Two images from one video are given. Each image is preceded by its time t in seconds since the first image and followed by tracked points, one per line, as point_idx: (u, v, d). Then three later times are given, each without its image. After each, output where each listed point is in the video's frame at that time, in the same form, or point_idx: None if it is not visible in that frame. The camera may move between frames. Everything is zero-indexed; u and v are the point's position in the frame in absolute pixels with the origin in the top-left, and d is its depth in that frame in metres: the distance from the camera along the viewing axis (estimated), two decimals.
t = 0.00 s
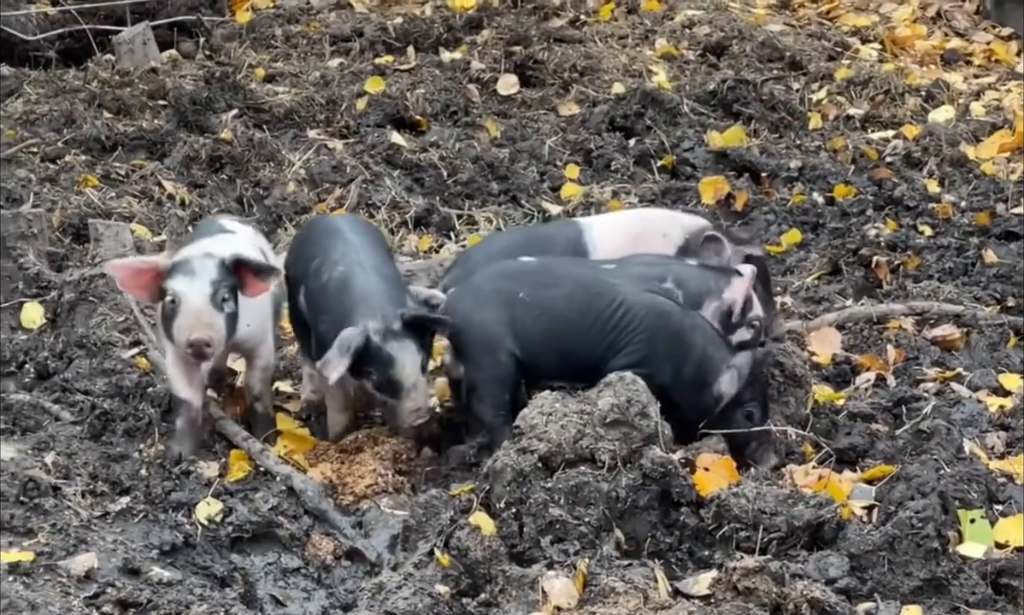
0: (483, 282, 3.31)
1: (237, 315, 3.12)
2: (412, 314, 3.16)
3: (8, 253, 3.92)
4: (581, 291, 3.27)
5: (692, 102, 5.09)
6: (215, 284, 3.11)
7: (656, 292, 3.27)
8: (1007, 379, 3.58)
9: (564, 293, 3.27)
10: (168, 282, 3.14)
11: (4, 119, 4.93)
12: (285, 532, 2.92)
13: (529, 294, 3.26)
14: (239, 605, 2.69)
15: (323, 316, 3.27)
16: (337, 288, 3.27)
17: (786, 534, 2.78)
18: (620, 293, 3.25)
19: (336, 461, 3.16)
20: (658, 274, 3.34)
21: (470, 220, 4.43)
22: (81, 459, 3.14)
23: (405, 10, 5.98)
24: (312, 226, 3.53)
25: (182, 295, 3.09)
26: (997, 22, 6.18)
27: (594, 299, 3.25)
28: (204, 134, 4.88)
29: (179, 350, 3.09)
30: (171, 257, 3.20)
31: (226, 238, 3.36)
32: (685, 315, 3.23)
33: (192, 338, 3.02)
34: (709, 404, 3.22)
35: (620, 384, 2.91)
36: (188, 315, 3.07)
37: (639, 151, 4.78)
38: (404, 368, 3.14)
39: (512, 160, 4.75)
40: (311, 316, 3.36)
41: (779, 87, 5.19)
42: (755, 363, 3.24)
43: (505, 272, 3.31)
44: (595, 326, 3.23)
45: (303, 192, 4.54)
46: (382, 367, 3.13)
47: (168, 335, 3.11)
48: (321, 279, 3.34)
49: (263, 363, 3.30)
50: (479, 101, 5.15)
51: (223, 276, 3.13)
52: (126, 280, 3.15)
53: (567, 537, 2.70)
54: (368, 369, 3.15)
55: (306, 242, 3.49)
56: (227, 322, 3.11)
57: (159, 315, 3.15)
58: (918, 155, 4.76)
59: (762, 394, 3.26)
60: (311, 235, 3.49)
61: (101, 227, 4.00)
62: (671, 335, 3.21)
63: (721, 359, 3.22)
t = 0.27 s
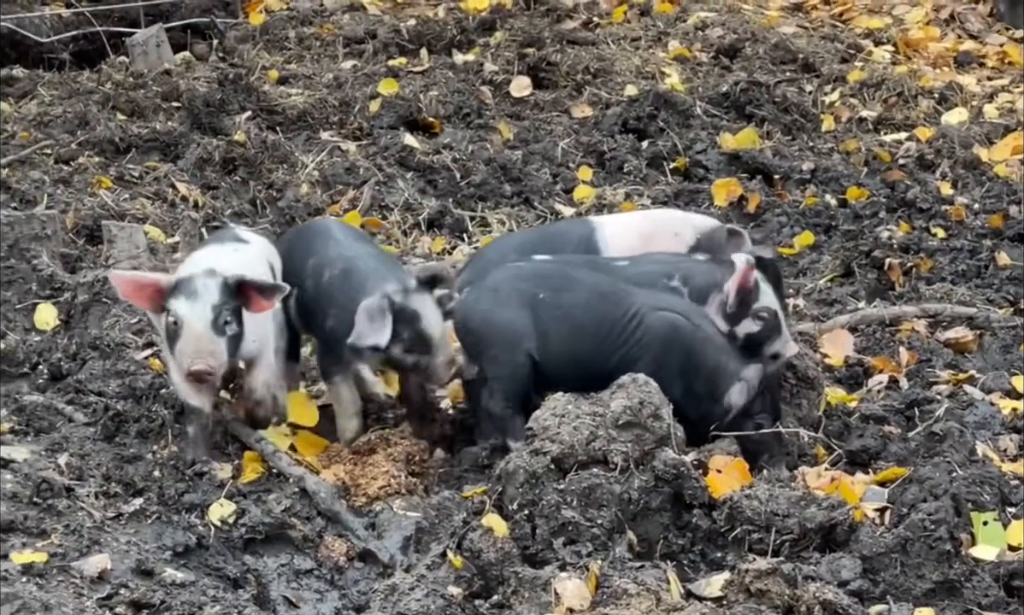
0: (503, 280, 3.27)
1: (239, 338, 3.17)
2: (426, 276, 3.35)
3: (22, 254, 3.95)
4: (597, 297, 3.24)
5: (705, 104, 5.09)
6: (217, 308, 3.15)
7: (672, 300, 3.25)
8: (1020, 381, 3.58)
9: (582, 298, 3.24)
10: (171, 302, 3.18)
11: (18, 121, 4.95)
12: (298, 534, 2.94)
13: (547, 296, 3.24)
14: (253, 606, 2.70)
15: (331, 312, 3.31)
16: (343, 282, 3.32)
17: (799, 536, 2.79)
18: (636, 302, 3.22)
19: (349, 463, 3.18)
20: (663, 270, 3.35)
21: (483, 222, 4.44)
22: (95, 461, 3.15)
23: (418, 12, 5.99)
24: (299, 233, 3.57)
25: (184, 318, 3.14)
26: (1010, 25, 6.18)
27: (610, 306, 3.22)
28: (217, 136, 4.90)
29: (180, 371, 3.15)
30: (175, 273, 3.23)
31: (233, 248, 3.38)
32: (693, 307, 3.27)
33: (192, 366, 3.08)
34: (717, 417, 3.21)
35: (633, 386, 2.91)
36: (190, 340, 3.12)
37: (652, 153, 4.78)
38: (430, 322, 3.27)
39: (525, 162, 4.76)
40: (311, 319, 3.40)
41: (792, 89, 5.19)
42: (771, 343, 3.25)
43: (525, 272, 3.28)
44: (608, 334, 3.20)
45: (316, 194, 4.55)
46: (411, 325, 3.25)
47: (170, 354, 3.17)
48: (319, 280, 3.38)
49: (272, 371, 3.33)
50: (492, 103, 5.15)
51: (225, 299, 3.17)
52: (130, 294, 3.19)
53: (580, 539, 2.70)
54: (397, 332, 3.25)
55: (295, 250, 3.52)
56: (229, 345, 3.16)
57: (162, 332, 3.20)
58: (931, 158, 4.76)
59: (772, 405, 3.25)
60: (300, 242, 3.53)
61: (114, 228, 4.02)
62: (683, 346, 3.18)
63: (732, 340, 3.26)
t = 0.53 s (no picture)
0: (520, 275, 3.33)
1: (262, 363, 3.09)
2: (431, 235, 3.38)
3: (35, 256, 3.96)
4: (611, 294, 3.27)
5: (718, 106, 5.09)
6: (239, 334, 3.06)
7: (684, 298, 3.28)
8: None
9: (595, 293, 3.27)
10: (191, 328, 3.08)
11: (31, 122, 4.97)
12: (310, 535, 2.94)
13: (561, 290, 3.29)
14: (265, 608, 2.71)
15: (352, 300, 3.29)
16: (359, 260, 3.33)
17: (811, 538, 2.79)
18: (649, 301, 3.24)
19: (362, 465, 3.18)
20: (662, 260, 3.50)
21: (495, 224, 4.45)
22: (108, 462, 3.16)
23: (431, 14, 5.99)
24: (311, 237, 3.57)
25: (206, 347, 3.05)
26: None
27: (623, 303, 3.24)
28: (230, 138, 4.91)
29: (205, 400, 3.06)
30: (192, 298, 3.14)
31: (246, 266, 3.30)
32: (701, 296, 3.35)
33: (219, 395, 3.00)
34: (733, 416, 3.20)
35: (646, 388, 2.92)
36: (213, 368, 3.03)
37: (665, 155, 4.78)
38: (442, 264, 3.25)
39: (538, 165, 4.76)
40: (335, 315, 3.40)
41: (806, 92, 5.19)
42: (774, 324, 3.39)
43: (540, 267, 3.34)
44: (620, 331, 3.23)
45: (329, 196, 4.56)
46: (421, 266, 3.23)
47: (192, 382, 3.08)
48: (339, 272, 3.38)
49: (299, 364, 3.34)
50: (505, 105, 5.16)
51: (246, 324, 3.08)
52: (148, 325, 3.09)
53: (592, 541, 2.70)
54: (410, 277, 3.23)
55: (312, 253, 3.53)
56: (253, 371, 3.07)
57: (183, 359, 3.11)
58: (944, 160, 4.76)
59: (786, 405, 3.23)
60: (314, 245, 3.54)
61: (127, 230, 4.02)
62: (695, 346, 3.19)
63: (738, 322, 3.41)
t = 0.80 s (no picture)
0: (536, 279, 3.32)
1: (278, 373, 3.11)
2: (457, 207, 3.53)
3: (47, 258, 3.97)
4: (627, 297, 3.24)
5: (729, 109, 5.09)
6: (255, 345, 3.09)
7: (701, 301, 3.25)
8: None
9: (611, 296, 3.25)
10: (207, 339, 3.10)
11: (43, 125, 4.98)
12: (321, 538, 2.95)
13: (575, 293, 3.27)
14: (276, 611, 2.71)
15: (395, 266, 3.41)
16: (394, 244, 3.44)
17: (822, 542, 2.79)
18: (666, 303, 3.22)
19: (374, 468, 3.18)
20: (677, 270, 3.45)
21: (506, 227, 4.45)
22: (119, 464, 3.17)
23: (442, 17, 6.00)
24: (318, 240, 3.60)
25: (224, 358, 3.07)
26: None
27: (637, 306, 3.22)
28: (242, 140, 4.92)
29: (221, 410, 3.09)
30: (206, 307, 3.15)
31: (256, 270, 3.31)
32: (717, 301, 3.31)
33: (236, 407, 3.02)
34: (754, 418, 3.19)
35: (657, 390, 2.91)
36: (231, 380, 3.06)
37: (676, 158, 4.78)
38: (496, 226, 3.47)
39: (549, 167, 4.77)
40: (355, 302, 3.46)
41: (817, 94, 5.19)
42: (788, 333, 3.33)
43: (555, 271, 3.33)
44: (637, 335, 3.20)
45: (340, 199, 4.57)
46: (480, 231, 3.44)
47: (208, 393, 3.11)
48: (367, 262, 3.45)
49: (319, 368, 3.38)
50: (516, 108, 5.16)
51: (262, 334, 3.10)
52: (163, 337, 3.09)
53: (603, 544, 2.70)
54: (472, 243, 3.42)
55: (322, 251, 3.56)
56: (269, 381, 3.10)
57: (198, 368, 3.13)
58: (955, 164, 4.76)
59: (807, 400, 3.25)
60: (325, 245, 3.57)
61: (138, 233, 4.05)
62: (714, 351, 3.17)
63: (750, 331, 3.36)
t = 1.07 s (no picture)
0: (542, 301, 3.28)
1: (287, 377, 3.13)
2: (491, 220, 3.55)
3: (56, 262, 3.99)
4: (637, 307, 3.23)
5: (738, 112, 5.09)
6: (265, 349, 3.10)
7: (710, 305, 3.27)
8: None
9: (621, 310, 3.23)
10: (216, 342, 3.11)
11: (52, 129, 5.00)
12: (330, 542, 2.96)
13: (586, 311, 3.24)
14: None
15: (427, 280, 3.42)
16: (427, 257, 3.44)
17: (831, 545, 2.79)
18: (675, 311, 3.21)
19: (382, 471, 3.19)
20: (701, 273, 3.48)
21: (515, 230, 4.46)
22: (127, 468, 3.18)
23: (451, 20, 6.01)
24: (331, 242, 3.60)
25: (233, 362, 3.08)
26: None
27: (647, 316, 3.21)
28: (250, 144, 4.94)
29: (230, 414, 3.10)
30: (214, 311, 3.16)
31: (262, 276, 3.32)
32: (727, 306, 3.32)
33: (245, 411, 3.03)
34: (778, 412, 3.23)
35: (665, 394, 2.92)
36: (240, 383, 3.07)
37: (685, 161, 4.78)
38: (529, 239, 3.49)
39: (558, 171, 4.77)
40: (378, 313, 3.46)
41: (825, 98, 5.19)
42: (813, 334, 3.39)
43: (560, 291, 3.30)
44: (652, 346, 3.20)
45: (349, 203, 4.58)
46: (519, 244, 3.46)
47: (217, 397, 3.12)
48: (397, 271, 3.44)
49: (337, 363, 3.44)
50: (524, 112, 5.17)
51: (272, 338, 3.12)
52: (172, 340, 3.10)
53: (612, 548, 2.70)
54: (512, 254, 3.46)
55: (334, 257, 3.56)
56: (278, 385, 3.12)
57: (207, 372, 3.14)
58: (964, 167, 4.76)
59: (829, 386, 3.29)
60: (336, 250, 3.57)
61: (147, 237, 4.11)
62: (730, 355, 3.18)
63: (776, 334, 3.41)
